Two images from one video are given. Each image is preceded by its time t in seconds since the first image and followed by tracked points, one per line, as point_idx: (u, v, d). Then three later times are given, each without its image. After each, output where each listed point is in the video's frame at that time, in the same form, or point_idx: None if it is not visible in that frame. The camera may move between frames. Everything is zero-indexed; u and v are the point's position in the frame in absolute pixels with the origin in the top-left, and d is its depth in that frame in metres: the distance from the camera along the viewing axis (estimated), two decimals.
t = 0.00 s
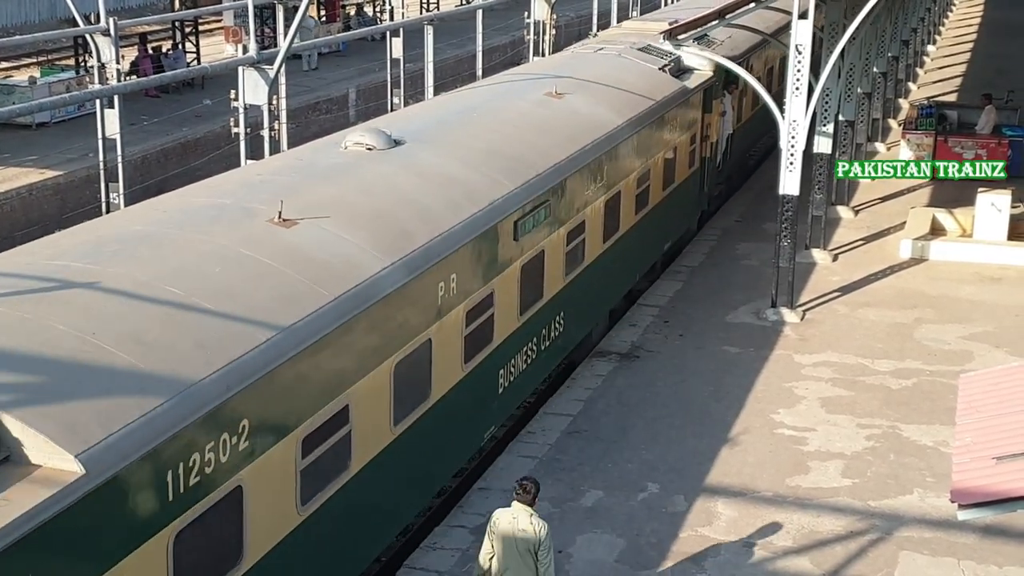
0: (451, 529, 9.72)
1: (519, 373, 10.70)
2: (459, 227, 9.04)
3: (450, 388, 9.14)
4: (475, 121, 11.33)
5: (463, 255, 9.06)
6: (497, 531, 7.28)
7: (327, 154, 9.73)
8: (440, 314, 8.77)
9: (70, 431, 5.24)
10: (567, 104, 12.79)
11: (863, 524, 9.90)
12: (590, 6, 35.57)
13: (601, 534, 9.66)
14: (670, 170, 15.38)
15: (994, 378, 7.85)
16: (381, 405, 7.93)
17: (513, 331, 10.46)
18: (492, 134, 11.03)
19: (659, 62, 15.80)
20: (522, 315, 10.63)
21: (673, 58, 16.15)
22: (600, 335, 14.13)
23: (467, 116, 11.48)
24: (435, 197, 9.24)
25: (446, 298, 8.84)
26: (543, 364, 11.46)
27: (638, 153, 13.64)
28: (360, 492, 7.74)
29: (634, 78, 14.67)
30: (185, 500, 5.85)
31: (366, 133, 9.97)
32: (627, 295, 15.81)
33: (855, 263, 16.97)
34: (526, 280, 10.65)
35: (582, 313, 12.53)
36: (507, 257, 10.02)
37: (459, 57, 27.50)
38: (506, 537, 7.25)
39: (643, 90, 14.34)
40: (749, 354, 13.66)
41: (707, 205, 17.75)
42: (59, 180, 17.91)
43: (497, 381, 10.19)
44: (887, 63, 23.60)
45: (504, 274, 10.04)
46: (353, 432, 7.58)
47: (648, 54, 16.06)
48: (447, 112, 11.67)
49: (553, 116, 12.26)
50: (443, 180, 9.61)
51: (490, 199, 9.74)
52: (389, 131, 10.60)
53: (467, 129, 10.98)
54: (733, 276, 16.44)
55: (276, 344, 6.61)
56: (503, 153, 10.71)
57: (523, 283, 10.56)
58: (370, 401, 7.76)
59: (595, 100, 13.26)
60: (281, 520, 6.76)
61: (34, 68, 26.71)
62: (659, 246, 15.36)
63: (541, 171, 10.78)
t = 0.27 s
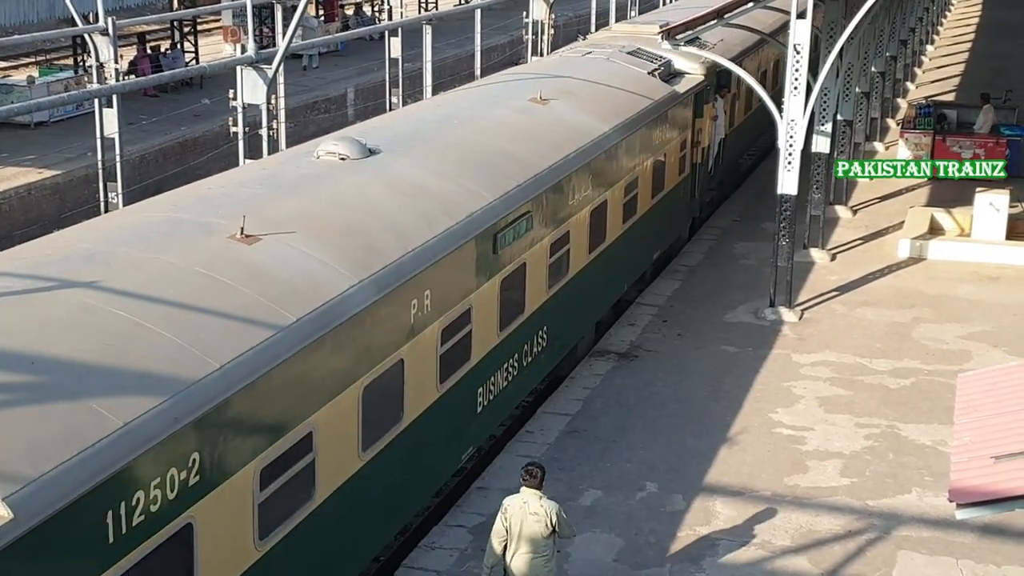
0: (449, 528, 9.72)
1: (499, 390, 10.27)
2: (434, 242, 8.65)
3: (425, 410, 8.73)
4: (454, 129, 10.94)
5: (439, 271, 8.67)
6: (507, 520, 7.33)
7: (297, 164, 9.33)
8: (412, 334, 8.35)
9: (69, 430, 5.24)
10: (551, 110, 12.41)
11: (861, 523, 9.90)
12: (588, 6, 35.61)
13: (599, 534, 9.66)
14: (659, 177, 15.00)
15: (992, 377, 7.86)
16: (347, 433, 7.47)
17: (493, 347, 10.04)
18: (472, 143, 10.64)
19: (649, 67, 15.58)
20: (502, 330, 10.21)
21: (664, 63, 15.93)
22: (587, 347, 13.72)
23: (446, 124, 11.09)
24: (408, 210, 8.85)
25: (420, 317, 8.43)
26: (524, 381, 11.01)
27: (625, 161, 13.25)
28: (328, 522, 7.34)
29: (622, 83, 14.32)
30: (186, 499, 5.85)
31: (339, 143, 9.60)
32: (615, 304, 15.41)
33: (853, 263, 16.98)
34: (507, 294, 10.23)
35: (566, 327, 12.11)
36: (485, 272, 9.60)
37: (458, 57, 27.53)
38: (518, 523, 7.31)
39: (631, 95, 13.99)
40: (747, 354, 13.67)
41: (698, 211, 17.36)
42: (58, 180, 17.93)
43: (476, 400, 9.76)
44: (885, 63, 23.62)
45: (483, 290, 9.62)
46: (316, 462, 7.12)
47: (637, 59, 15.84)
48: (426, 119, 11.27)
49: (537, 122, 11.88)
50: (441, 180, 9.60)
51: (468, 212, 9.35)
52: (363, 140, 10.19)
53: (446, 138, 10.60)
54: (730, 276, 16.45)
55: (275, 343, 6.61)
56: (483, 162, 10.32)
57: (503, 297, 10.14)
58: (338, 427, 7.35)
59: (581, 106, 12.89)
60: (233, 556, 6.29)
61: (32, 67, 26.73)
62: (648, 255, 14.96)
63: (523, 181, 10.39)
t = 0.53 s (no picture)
0: (446, 527, 9.72)
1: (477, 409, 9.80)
2: (405, 257, 8.25)
3: (396, 432, 8.29)
4: (432, 138, 10.55)
5: (412, 287, 8.27)
6: (514, 494, 7.57)
7: (264, 175, 8.93)
8: (381, 354, 7.93)
9: (64, 429, 5.24)
10: (534, 116, 12.03)
11: (859, 522, 9.91)
12: (586, 4, 35.61)
13: (597, 533, 9.66)
14: (647, 184, 14.60)
15: (989, 376, 7.86)
16: (308, 461, 7.02)
17: (472, 363, 9.61)
18: (451, 151, 10.26)
19: (637, 71, 15.19)
20: (480, 347, 9.77)
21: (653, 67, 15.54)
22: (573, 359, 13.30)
23: (424, 132, 10.69)
24: (379, 222, 8.46)
25: (390, 336, 8.01)
26: (505, 398, 10.55)
27: (611, 168, 12.86)
28: (288, 555, 6.88)
29: (609, 88, 13.96)
30: (186, 497, 5.84)
31: (309, 153, 9.21)
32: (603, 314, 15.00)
33: (850, 262, 16.99)
34: (484, 309, 9.79)
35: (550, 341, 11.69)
36: (461, 286, 9.19)
37: (455, 56, 27.51)
38: (524, 499, 7.55)
39: (618, 100, 13.63)
40: (744, 352, 13.67)
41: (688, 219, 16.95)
42: (55, 179, 17.92)
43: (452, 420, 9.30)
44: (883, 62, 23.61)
45: (459, 305, 9.19)
46: (274, 493, 6.66)
47: (625, 62, 15.45)
48: (404, 127, 10.87)
49: (519, 129, 11.49)
50: (438, 179, 9.59)
51: (443, 224, 8.95)
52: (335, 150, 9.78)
53: (423, 146, 10.22)
54: (728, 274, 16.45)
55: (274, 342, 6.61)
56: (461, 171, 9.93)
57: (481, 312, 9.71)
58: (297, 456, 6.89)
59: (565, 112, 12.51)
60: None
61: (29, 66, 26.71)
62: (636, 265, 14.56)
63: (502, 191, 10.00)
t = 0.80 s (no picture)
0: (446, 527, 9.71)
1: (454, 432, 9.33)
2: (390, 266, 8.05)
3: (365, 459, 7.82)
4: (410, 147, 10.15)
5: (382, 306, 7.86)
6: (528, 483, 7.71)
7: (230, 187, 8.54)
8: (348, 377, 7.49)
9: (65, 429, 5.24)
10: (518, 124, 11.62)
11: (859, 522, 9.90)
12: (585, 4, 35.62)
13: (597, 532, 9.66)
14: (637, 193, 14.17)
15: (989, 376, 7.85)
16: (266, 495, 6.56)
17: (448, 384, 9.16)
18: (429, 162, 9.86)
19: (628, 75, 14.72)
20: (457, 367, 9.31)
21: (645, 71, 15.05)
22: (559, 375, 12.85)
23: (402, 141, 10.29)
24: (379, 223, 8.44)
25: (391, 335, 8.04)
26: (484, 418, 10.07)
27: (599, 177, 12.45)
28: (286, 557, 6.86)
29: (598, 94, 13.56)
30: (188, 495, 5.83)
31: (279, 164, 8.82)
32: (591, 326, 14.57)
33: (850, 261, 16.98)
34: (462, 327, 9.34)
35: (533, 358, 11.23)
36: (436, 304, 8.76)
37: (455, 56, 27.52)
38: (534, 487, 7.65)
39: (606, 106, 13.22)
40: (744, 352, 13.67)
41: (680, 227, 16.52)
42: (55, 179, 17.92)
43: (427, 443, 8.84)
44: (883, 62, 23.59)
45: (434, 323, 8.77)
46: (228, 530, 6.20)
47: (616, 66, 14.94)
48: (381, 136, 10.47)
49: (502, 138, 11.09)
50: (438, 179, 9.58)
51: (417, 239, 8.55)
52: (306, 160, 9.39)
53: (422, 146, 10.19)
54: (728, 274, 16.45)
55: (274, 341, 6.61)
56: (440, 183, 9.54)
57: (459, 331, 9.27)
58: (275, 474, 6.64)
59: (551, 119, 12.11)
60: None
61: (29, 66, 26.70)
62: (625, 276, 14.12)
63: (481, 204, 9.59)
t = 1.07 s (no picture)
0: (446, 527, 9.72)
1: (428, 457, 8.91)
2: (389, 267, 8.05)
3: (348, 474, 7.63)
4: (386, 158, 9.76)
5: (381, 307, 7.86)
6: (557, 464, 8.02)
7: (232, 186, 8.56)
8: (313, 405, 7.07)
9: (65, 428, 5.25)
10: (500, 133, 11.23)
11: (858, 522, 9.91)
12: (584, 5, 35.65)
13: (597, 532, 9.66)
14: (625, 203, 13.77)
15: (988, 376, 7.85)
16: (220, 531, 6.16)
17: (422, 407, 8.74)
18: (404, 174, 9.47)
19: (616, 81, 14.31)
20: (432, 389, 8.90)
21: (635, 77, 14.65)
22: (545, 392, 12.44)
23: (378, 152, 9.90)
24: (378, 225, 8.45)
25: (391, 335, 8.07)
26: (461, 442, 9.64)
27: (584, 187, 12.05)
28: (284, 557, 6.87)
29: (585, 100, 13.18)
30: (186, 495, 5.85)
31: (244, 177, 8.38)
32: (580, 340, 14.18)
33: (850, 261, 16.99)
34: (437, 347, 8.93)
35: (516, 376, 10.82)
36: (409, 323, 8.37)
37: (454, 56, 27.53)
38: (551, 468, 8.00)
39: (593, 113, 12.83)
40: (744, 352, 13.67)
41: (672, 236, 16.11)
42: (54, 179, 17.93)
43: (398, 470, 8.42)
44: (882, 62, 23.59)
45: (406, 344, 8.36)
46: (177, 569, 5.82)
47: (605, 72, 14.53)
48: (356, 146, 10.08)
49: (483, 148, 10.70)
50: (436, 181, 9.58)
51: (388, 257, 8.16)
52: (274, 172, 8.98)
53: (420, 147, 10.18)
54: (728, 274, 16.46)
55: (274, 341, 6.62)
56: (416, 196, 9.16)
57: (434, 351, 8.88)
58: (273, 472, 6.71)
59: (535, 128, 11.71)
60: None
61: (28, 67, 26.71)
62: (613, 289, 13.72)
63: (458, 218, 9.21)
